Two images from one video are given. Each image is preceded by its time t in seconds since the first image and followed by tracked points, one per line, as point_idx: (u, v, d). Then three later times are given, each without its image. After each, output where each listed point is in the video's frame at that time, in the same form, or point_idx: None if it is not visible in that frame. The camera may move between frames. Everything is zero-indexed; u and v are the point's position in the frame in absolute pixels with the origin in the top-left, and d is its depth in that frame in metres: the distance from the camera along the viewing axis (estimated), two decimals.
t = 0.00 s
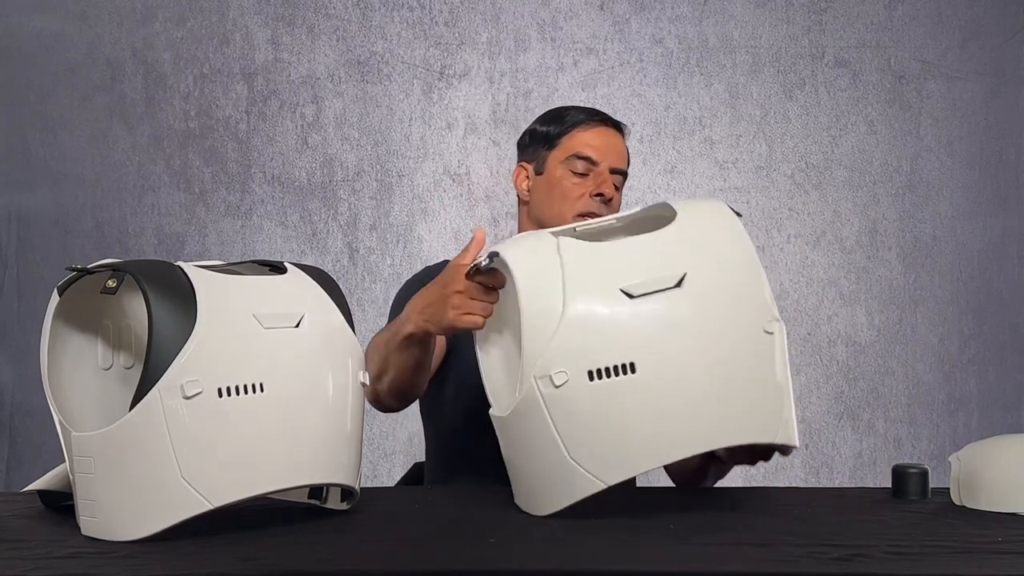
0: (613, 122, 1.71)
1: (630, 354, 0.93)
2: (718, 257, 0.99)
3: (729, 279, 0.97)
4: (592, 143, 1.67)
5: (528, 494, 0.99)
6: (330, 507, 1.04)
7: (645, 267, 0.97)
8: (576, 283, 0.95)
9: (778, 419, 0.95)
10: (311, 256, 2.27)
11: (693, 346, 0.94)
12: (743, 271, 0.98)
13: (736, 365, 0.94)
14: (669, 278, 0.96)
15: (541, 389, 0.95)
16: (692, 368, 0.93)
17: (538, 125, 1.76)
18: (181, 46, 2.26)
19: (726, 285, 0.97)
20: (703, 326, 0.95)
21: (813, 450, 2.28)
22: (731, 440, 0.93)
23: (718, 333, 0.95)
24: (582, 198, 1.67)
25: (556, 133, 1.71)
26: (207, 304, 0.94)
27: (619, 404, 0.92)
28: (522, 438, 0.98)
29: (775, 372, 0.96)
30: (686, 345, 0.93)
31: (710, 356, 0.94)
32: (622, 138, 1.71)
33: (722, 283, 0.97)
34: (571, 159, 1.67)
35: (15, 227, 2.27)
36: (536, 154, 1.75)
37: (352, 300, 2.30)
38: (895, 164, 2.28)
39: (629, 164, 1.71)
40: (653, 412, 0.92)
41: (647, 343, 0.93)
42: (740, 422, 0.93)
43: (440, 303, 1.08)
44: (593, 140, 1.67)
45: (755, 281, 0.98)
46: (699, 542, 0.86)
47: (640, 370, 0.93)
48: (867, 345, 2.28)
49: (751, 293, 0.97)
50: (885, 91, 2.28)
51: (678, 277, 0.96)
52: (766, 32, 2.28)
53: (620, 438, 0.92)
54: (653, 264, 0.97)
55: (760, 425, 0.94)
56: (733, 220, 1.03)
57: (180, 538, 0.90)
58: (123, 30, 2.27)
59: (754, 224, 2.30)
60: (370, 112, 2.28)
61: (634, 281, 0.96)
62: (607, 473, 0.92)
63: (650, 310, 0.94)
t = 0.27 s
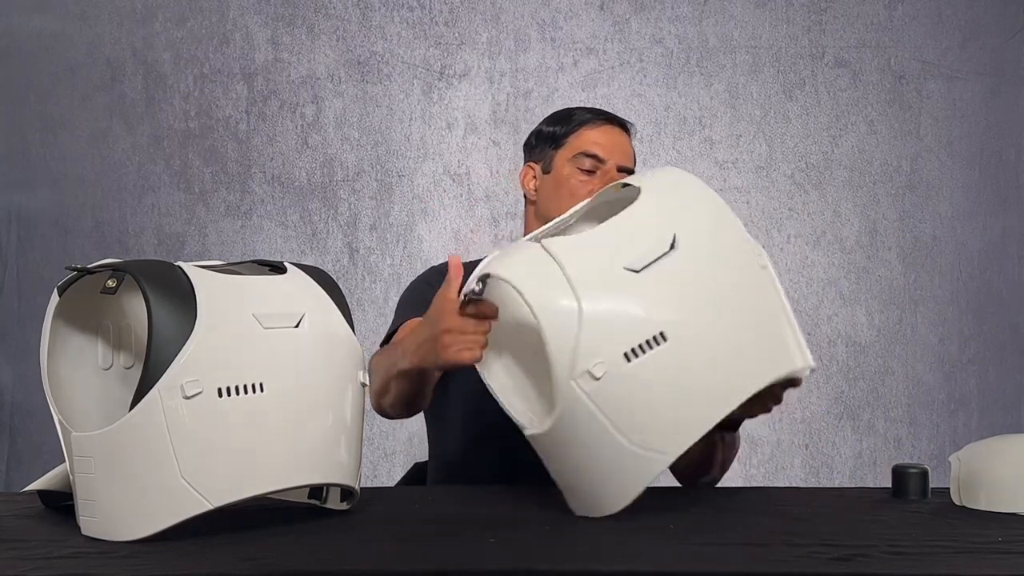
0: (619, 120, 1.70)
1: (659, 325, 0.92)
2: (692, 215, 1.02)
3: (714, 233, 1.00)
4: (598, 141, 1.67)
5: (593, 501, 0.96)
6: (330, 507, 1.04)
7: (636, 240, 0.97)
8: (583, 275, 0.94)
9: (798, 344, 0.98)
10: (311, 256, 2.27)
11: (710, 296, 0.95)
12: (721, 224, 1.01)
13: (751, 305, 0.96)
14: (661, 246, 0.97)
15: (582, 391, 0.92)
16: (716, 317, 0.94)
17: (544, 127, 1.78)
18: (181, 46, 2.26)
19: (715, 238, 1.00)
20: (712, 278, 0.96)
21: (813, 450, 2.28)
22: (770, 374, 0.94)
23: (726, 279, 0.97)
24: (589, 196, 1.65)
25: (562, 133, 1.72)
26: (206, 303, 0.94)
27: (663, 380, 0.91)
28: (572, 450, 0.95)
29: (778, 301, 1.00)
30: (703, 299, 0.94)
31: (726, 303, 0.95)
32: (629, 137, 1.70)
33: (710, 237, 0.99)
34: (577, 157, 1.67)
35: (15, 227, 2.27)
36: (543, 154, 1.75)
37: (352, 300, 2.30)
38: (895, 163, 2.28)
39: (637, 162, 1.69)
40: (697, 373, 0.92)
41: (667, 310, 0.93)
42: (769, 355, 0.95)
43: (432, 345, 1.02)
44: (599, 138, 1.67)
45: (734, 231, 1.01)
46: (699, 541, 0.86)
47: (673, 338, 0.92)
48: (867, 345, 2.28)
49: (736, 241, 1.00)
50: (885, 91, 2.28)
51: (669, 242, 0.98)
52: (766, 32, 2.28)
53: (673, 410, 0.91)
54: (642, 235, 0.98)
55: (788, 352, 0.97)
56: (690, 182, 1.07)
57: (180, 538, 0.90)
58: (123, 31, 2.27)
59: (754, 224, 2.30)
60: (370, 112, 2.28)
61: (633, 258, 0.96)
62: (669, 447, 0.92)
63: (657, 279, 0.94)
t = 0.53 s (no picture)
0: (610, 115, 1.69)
1: (662, 301, 0.94)
2: (623, 203, 1.05)
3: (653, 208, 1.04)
4: (589, 138, 1.66)
5: (680, 494, 0.96)
6: (330, 507, 1.04)
7: (595, 243, 0.99)
8: (573, 291, 0.94)
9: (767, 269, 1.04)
10: (311, 256, 2.27)
11: (685, 258, 0.98)
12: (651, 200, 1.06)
13: (716, 250, 1.01)
14: (618, 239, 1.00)
15: (626, 395, 0.91)
16: (700, 272, 0.98)
17: (538, 129, 1.78)
18: (181, 45, 2.26)
19: (655, 212, 1.03)
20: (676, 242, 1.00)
21: (813, 450, 2.28)
22: (767, 302, 0.99)
23: (689, 238, 1.01)
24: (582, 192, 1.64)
25: (553, 133, 1.72)
26: (206, 303, 0.94)
27: (692, 353, 0.93)
28: (636, 461, 0.94)
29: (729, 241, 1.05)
30: (679, 262, 0.98)
31: (698, 258, 0.99)
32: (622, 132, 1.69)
33: (653, 213, 1.03)
34: (568, 154, 1.66)
35: (15, 227, 2.27)
36: (536, 155, 1.75)
37: (352, 300, 2.30)
38: (895, 164, 2.28)
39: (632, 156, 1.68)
40: (713, 327, 0.94)
41: (658, 285, 0.95)
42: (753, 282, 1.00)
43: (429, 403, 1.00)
44: (590, 135, 1.66)
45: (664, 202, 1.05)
46: (699, 542, 0.86)
47: (680, 306, 0.94)
48: (867, 345, 2.28)
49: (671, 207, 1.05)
50: (885, 91, 2.28)
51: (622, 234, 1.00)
52: (766, 33, 2.28)
53: (708, 373, 0.93)
54: (599, 238, 1.00)
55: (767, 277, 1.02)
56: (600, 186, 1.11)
57: (180, 538, 0.90)
58: (123, 30, 2.27)
59: (754, 223, 2.30)
60: (370, 112, 2.28)
61: (603, 260, 0.97)
62: (719, 404, 0.93)
63: (634, 264, 0.96)
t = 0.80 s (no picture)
0: (593, 114, 1.75)
1: (617, 320, 1.00)
2: (550, 240, 1.11)
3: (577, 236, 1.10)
4: (572, 137, 1.71)
5: (704, 490, 0.99)
6: (330, 507, 1.05)
7: (535, 288, 1.05)
8: (532, 340, 1.00)
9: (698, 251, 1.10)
10: (311, 256, 2.27)
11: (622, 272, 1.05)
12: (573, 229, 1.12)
13: (648, 252, 1.07)
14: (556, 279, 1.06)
15: (618, 420, 0.96)
16: (640, 279, 1.04)
17: (522, 130, 1.83)
18: (181, 46, 2.26)
19: (580, 240, 1.09)
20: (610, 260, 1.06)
21: (813, 450, 2.28)
22: (711, 282, 1.05)
23: (620, 253, 1.07)
24: (566, 193, 1.69)
25: (537, 134, 1.77)
26: (206, 303, 0.94)
27: (663, 362, 0.98)
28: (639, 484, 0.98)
29: (657, 237, 1.12)
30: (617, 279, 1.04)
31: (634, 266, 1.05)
32: (605, 129, 1.74)
33: (579, 241, 1.09)
34: (550, 157, 1.71)
35: (15, 227, 2.27)
36: (523, 157, 1.80)
37: (352, 300, 2.30)
38: (895, 163, 2.28)
39: (616, 153, 1.73)
40: (673, 328, 1.00)
41: (605, 308, 1.01)
42: (689, 266, 1.07)
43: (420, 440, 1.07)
44: (573, 134, 1.71)
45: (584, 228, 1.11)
46: (699, 542, 0.86)
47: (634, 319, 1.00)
48: (867, 345, 2.28)
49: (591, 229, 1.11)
50: (885, 91, 2.28)
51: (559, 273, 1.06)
52: (766, 33, 2.28)
53: (683, 370, 0.98)
54: (538, 283, 1.06)
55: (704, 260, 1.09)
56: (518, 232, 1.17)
57: (180, 538, 0.90)
58: (123, 31, 2.27)
59: (754, 224, 2.30)
60: (370, 112, 2.28)
61: (548, 303, 1.03)
62: (706, 393, 0.98)
63: (577, 297, 1.02)
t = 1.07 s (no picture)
0: (571, 112, 1.78)
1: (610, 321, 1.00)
2: (539, 240, 1.10)
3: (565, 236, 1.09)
4: (551, 137, 1.75)
5: (696, 490, 1.00)
6: (330, 507, 1.05)
7: (526, 289, 1.04)
8: (527, 343, 1.00)
9: (687, 250, 1.11)
10: (311, 256, 2.27)
11: (613, 272, 1.04)
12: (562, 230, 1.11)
13: (638, 252, 1.07)
14: (548, 279, 1.05)
15: (616, 420, 0.96)
16: (631, 279, 1.04)
17: (505, 132, 1.86)
18: (181, 46, 2.26)
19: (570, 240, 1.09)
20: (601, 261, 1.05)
21: (813, 450, 2.28)
22: (701, 281, 1.06)
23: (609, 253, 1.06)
24: (548, 193, 1.72)
25: (518, 135, 1.81)
26: (206, 303, 0.94)
27: (657, 363, 0.99)
28: (638, 485, 0.99)
29: (645, 236, 1.12)
30: (608, 279, 1.04)
31: (625, 266, 1.05)
32: (584, 126, 1.76)
33: (568, 241, 1.08)
34: (530, 159, 1.75)
35: (14, 227, 2.27)
36: (508, 160, 1.84)
37: (352, 300, 2.30)
38: (895, 164, 2.28)
39: (598, 149, 1.76)
40: (665, 328, 1.01)
41: (599, 308, 1.01)
42: (680, 265, 1.07)
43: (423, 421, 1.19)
44: (552, 134, 1.75)
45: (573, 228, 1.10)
46: (699, 541, 0.86)
47: (628, 319, 1.01)
48: (867, 345, 2.28)
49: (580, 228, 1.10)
50: (885, 91, 2.28)
51: (550, 275, 1.05)
52: (766, 33, 2.28)
53: (678, 370, 0.99)
54: (530, 284, 1.05)
55: (693, 258, 1.09)
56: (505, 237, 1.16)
57: (180, 538, 0.90)
58: (123, 30, 2.27)
59: (754, 224, 2.30)
60: (370, 112, 2.28)
61: (541, 304, 1.03)
62: (701, 393, 0.99)
63: (570, 299, 1.02)
